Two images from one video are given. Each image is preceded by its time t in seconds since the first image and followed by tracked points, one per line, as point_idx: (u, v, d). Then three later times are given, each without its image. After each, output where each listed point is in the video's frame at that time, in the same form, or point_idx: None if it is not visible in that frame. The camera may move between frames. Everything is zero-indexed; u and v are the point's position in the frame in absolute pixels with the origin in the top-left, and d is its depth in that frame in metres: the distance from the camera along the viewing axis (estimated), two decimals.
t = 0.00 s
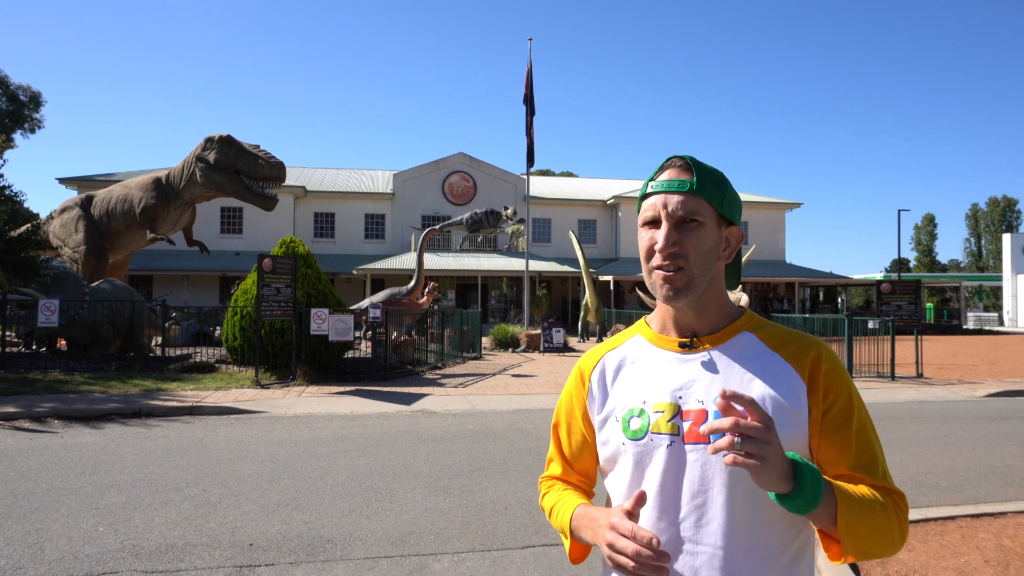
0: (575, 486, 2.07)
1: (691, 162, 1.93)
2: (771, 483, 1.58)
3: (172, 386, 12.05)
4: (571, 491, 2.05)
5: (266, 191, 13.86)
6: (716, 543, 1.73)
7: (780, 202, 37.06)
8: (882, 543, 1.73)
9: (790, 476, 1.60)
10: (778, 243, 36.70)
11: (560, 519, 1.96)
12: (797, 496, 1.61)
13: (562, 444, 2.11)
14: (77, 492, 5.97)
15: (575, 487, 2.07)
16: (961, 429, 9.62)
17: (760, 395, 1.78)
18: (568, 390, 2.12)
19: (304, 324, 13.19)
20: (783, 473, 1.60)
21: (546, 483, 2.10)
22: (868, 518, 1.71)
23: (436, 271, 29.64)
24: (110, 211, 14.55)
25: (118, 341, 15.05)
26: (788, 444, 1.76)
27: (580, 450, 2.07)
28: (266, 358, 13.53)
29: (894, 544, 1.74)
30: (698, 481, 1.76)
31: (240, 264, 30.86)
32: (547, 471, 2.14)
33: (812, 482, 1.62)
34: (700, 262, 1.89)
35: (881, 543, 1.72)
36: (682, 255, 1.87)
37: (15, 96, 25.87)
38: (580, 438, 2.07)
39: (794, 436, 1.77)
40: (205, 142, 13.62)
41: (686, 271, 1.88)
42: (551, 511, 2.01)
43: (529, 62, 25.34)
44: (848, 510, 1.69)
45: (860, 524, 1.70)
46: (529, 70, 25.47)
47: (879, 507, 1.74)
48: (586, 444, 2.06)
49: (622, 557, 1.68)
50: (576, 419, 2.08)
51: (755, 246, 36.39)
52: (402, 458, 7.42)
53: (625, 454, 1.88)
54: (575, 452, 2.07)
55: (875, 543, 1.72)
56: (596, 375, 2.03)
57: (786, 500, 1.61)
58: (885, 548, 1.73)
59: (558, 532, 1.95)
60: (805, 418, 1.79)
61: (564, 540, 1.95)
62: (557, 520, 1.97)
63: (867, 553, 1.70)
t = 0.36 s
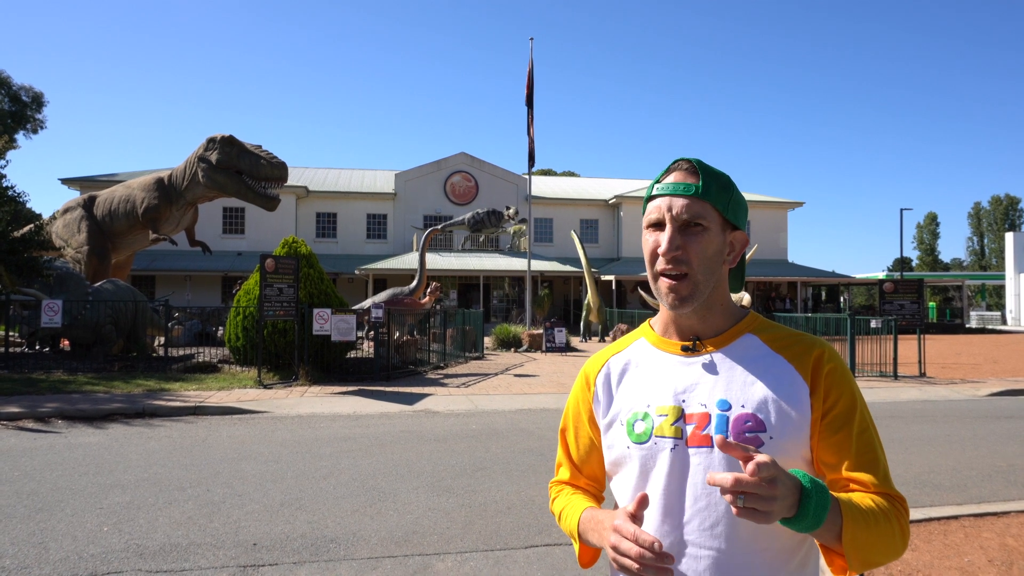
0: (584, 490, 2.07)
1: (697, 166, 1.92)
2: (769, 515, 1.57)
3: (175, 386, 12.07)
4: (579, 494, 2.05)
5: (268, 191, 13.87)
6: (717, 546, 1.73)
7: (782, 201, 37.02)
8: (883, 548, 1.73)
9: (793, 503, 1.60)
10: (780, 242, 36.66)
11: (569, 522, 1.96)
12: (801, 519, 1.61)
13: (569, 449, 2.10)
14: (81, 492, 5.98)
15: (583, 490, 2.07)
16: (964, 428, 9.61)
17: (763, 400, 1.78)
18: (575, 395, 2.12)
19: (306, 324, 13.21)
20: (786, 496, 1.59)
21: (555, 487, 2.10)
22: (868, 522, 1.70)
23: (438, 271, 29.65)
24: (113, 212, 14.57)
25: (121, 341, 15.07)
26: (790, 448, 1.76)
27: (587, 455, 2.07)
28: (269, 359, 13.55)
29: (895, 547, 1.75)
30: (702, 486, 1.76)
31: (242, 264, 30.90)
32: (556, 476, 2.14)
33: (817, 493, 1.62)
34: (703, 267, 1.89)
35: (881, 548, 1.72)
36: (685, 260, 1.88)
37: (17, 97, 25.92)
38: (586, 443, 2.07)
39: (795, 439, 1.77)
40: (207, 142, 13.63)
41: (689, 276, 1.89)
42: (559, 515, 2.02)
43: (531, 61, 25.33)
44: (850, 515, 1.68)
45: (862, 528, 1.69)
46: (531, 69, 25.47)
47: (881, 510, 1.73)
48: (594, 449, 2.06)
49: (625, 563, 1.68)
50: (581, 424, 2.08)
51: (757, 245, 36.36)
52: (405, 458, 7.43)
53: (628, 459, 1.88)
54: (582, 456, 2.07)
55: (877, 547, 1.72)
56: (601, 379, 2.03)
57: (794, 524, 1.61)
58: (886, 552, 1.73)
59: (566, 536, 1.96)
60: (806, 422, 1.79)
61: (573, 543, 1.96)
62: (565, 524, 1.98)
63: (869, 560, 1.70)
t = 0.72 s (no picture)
0: (583, 487, 2.07)
1: (702, 164, 1.93)
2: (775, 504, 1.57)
3: (176, 385, 12.08)
4: (579, 491, 2.05)
5: (269, 190, 13.88)
6: (722, 543, 1.73)
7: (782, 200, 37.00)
8: (885, 545, 1.73)
9: (798, 493, 1.60)
10: (781, 242, 36.66)
11: (569, 520, 1.96)
12: (805, 509, 1.61)
13: (569, 446, 2.11)
14: (82, 491, 6.00)
15: (582, 487, 2.07)
16: (965, 427, 9.61)
17: (769, 396, 1.79)
18: (574, 392, 2.12)
19: (307, 323, 13.22)
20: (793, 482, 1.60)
21: (554, 484, 2.10)
22: (872, 518, 1.71)
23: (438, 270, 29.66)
24: (114, 211, 14.59)
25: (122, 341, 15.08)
26: (796, 444, 1.77)
27: (587, 451, 2.07)
28: (270, 358, 13.57)
29: (897, 545, 1.75)
30: (707, 482, 1.77)
31: (243, 264, 30.91)
32: (555, 472, 2.15)
33: (820, 484, 1.63)
34: (709, 265, 1.89)
35: (885, 544, 1.72)
36: (691, 258, 1.88)
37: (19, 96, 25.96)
38: (587, 440, 2.07)
39: (802, 437, 1.78)
40: (208, 141, 13.65)
41: (694, 274, 1.89)
42: (558, 512, 2.02)
43: (532, 60, 25.31)
44: (855, 510, 1.69)
45: (865, 523, 1.70)
46: (531, 68, 25.48)
47: (885, 507, 1.74)
48: (594, 445, 2.07)
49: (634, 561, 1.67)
50: (581, 421, 2.08)
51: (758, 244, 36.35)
52: (406, 457, 7.44)
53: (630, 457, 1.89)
54: (582, 452, 2.08)
55: (881, 543, 1.73)
56: (602, 377, 2.03)
57: (798, 513, 1.61)
58: (890, 548, 1.74)
59: (567, 533, 1.96)
60: (811, 419, 1.79)
61: (575, 541, 1.95)
62: (566, 520, 1.98)
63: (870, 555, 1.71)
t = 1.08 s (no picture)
0: (581, 484, 2.08)
1: (704, 159, 1.94)
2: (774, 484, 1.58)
3: (174, 383, 12.08)
4: (577, 489, 2.06)
5: (268, 188, 13.88)
6: (719, 541, 1.74)
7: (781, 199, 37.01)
8: (884, 544, 1.73)
9: (795, 474, 1.60)
10: (780, 240, 36.67)
11: (566, 516, 1.96)
12: (802, 493, 1.61)
13: (568, 443, 2.11)
14: (81, 489, 6.00)
15: (580, 484, 2.07)
16: (963, 425, 9.63)
17: (769, 394, 1.79)
18: (574, 389, 2.13)
19: (306, 321, 13.21)
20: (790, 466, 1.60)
21: (552, 481, 2.11)
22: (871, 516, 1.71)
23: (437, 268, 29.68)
24: (112, 209, 14.57)
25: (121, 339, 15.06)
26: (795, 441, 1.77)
27: (586, 449, 2.07)
28: (269, 356, 13.57)
29: (896, 543, 1.75)
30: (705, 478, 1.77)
31: (242, 262, 30.90)
32: (554, 470, 2.15)
33: (819, 472, 1.62)
34: (710, 260, 1.89)
35: (885, 540, 1.73)
36: (693, 253, 1.88)
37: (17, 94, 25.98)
38: (585, 437, 2.07)
39: (801, 434, 1.78)
40: (206, 139, 13.63)
41: (696, 269, 1.89)
42: (555, 509, 2.03)
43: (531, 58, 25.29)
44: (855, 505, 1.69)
45: (864, 521, 1.70)
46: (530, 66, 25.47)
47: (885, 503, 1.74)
48: (593, 443, 2.07)
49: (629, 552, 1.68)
50: (579, 419, 2.09)
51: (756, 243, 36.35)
52: (405, 455, 7.44)
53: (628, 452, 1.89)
54: (580, 449, 2.08)
55: (881, 540, 1.73)
56: (601, 374, 2.04)
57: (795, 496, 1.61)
58: (890, 545, 1.74)
59: (564, 530, 1.96)
60: (810, 417, 1.80)
61: (571, 538, 1.96)
62: (563, 517, 1.98)
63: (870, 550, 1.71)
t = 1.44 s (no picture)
0: (587, 492, 2.08)
1: (703, 161, 1.94)
2: (749, 543, 1.66)
3: (174, 385, 12.07)
4: (584, 497, 2.05)
5: (267, 190, 13.88)
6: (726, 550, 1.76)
7: (780, 201, 37.03)
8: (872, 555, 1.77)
9: (769, 528, 1.68)
10: (779, 242, 36.69)
11: (580, 524, 1.95)
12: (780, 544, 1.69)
13: (571, 449, 2.10)
14: (80, 491, 5.99)
15: (586, 492, 2.07)
16: (962, 427, 9.62)
17: (769, 404, 1.80)
18: (575, 394, 2.12)
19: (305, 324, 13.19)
20: (761, 525, 1.68)
21: (557, 492, 2.10)
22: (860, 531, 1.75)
23: (436, 270, 29.68)
24: (111, 211, 14.56)
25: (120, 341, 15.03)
26: (794, 453, 1.79)
27: (589, 455, 2.07)
28: (268, 358, 13.55)
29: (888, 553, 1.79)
30: (713, 488, 1.78)
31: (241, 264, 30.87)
32: (557, 479, 2.14)
33: (791, 521, 1.71)
34: (711, 263, 1.89)
35: (875, 553, 1.76)
36: (695, 256, 1.88)
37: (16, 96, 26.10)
38: (588, 442, 2.06)
39: (801, 445, 1.80)
40: (206, 141, 13.62)
41: (697, 273, 1.89)
42: (563, 519, 2.02)
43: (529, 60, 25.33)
44: (831, 526, 1.74)
45: (849, 537, 1.74)
46: (529, 69, 25.50)
47: (877, 519, 1.77)
48: (595, 449, 2.06)
49: (669, 555, 1.67)
50: (581, 427, 2.08)
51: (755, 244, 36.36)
52: (404, 457, 7.44)
53: (633, 461, 1.89)
54: (584, 457, 2.07)
55: (868, 554, 1.77)
56: (603, 379, 2.03)
57: (774, 548, 1.69)
58: (877, 557, 1.78)
59: (578, 540, 1.95)
60: (812, 428, 1.81)
61: (588, 546, 1.94)
62: (575, 527, 1.97)
63: (851, 564, 1.75)
